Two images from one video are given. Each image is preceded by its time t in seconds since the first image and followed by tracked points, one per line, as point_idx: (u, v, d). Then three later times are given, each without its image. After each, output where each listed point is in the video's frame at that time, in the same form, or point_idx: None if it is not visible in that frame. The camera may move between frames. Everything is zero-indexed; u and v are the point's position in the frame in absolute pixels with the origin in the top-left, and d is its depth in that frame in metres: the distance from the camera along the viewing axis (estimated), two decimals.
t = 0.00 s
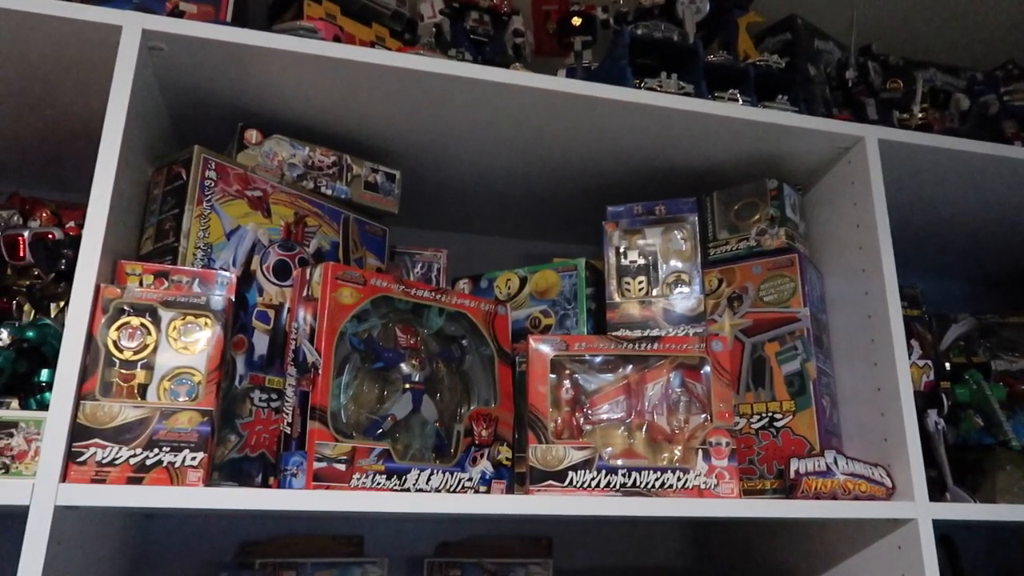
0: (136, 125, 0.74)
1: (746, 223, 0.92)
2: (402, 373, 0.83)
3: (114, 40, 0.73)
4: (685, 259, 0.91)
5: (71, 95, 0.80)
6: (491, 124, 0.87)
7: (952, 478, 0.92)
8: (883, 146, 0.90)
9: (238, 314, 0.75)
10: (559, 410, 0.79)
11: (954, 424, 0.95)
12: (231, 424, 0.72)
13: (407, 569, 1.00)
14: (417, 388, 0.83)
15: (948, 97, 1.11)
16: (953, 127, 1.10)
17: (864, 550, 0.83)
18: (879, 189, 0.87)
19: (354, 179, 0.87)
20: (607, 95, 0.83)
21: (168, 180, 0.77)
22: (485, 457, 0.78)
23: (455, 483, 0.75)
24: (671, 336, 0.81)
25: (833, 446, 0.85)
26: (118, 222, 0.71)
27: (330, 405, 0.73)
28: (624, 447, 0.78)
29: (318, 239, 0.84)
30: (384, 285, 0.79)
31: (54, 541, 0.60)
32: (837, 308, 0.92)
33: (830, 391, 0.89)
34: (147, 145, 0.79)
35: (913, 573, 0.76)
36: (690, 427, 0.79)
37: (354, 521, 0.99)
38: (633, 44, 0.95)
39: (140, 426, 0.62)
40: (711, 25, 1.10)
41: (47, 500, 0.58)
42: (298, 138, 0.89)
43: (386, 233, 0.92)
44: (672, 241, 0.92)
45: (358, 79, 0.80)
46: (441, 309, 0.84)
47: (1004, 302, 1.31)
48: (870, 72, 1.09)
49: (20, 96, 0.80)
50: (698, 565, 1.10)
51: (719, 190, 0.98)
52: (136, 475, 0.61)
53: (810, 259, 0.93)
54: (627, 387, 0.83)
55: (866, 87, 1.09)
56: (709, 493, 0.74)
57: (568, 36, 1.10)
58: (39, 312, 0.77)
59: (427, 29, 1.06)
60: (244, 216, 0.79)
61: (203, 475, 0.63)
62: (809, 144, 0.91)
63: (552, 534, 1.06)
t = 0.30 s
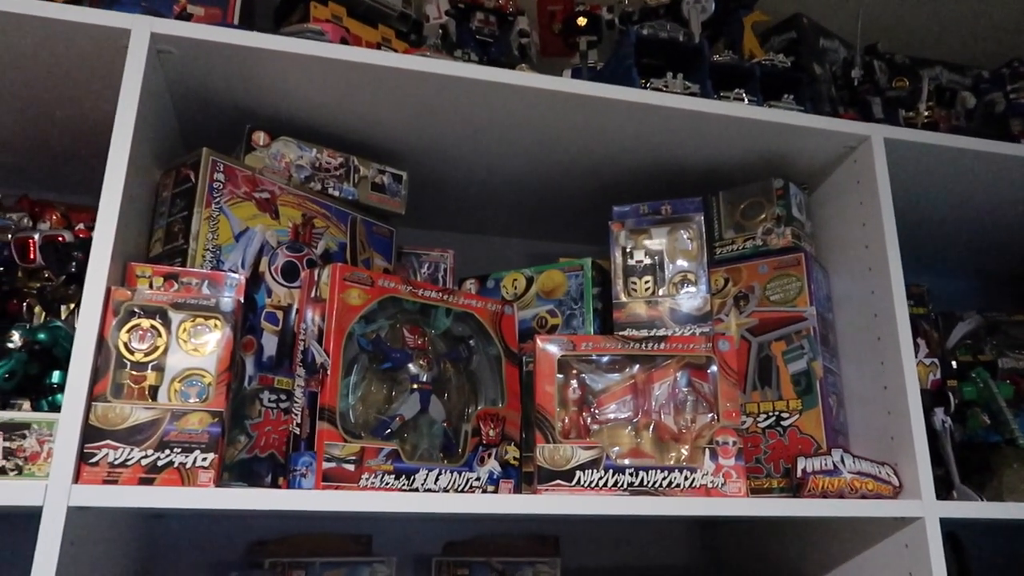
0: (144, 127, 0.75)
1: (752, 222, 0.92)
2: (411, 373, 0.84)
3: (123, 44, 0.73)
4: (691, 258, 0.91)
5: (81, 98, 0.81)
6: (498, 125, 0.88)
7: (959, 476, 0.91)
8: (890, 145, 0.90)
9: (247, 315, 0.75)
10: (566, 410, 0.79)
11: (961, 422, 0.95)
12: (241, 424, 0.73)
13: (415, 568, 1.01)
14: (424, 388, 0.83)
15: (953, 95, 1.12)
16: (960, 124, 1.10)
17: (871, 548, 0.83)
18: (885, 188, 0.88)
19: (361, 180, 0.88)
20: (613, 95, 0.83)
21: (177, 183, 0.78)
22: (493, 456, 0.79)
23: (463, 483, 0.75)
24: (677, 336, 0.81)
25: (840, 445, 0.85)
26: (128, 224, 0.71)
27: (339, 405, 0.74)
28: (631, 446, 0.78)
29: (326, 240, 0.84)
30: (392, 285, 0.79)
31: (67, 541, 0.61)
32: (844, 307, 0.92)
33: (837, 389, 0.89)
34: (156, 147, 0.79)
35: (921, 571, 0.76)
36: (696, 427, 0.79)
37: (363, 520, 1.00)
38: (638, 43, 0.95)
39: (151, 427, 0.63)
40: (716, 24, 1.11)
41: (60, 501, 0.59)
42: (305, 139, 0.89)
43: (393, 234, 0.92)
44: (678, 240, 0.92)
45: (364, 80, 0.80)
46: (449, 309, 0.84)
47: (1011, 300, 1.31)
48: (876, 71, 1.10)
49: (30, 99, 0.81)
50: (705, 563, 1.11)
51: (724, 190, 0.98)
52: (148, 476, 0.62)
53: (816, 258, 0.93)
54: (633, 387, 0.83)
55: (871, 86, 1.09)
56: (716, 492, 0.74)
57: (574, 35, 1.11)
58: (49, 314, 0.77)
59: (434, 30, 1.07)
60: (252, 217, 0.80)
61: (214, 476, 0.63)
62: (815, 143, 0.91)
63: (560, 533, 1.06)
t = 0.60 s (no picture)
0: (155, 135, 0.75)
1: (757, 225, 0.92)
2: (418, 377, 0.85)
3: (134, 53, 0.74)
4: (695, 261, 0.91)
5: (92, 106, 0.82)
6: (503, 130, 0.88)
7: (964, 476, 0.92)
8: (893, 147, 0.91)
9: (257, 320, 0.77)
10: (573, 412, 0.80)
11: (966, 423, 0.96)
12: (251, 428, 0.74)
13: (422, 569, 1.02)
14: (432, 391, 0.84)
15: (957, 96, 1.11)
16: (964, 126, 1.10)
17: (876, 549, 0.84)
18: (888, 191, 0.88)
19: (369, 184, 0.88)
20: (618, 100, 0.84)
21: (188, 189, 0.79)
22: (501, 459, 0.79)
23: (470, 484, 0.76)
24: (683, 338, 0.82)
25: (845, 446, 0.86)
26: (139, 231, 0.72)
27: (348, 408, 0.75)
28: (637, 448, 0.79)
29: (334, 245, 0.85)
30: (400, 290, 0.80)
31: (82, 544, 0.61)
32: (848, 309, 0.92)
33: (842, 391, 0.89)
34: (166, 154, 0.80)
35: (926, 572, 0.77)
36: (703, 428, 0.80)
37: (371, 522, 1.01)
38: (643, 48, 0.95)
39: (164, 431, 0.64)
40: (720, 28, 1.11)
41: (76, 504, 0.59)
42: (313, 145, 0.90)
43: (400, 238, 0.93)
44: (682, 243, 0.93)
45: (371, 87, 0.81)
46: (456, 313, 0.85)
47: (1015, 301, 1.31)
48: (880, 74, 1.10)
49: (42, 107, 0.82)
50: (711, 564, 1.11)
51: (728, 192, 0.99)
52: (161, 479, 0.63)
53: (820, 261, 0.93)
54: (640, 389, 0.84)
55: (875, 88, 1.10)
56: (722, 494, 0.75)
57: (578, 40, 1.11)
58: (62, 319, 0.79)
59: (440, 36, 1.08)
60: (261, 223, 0.80)
61: (226, 479, 0.64)
62: (819, 146, 0.92)
63: (566, 535, 1.07)
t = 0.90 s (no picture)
0: (164, 145, 0.77)
1: (758, 231, 0.93)
2: (423, 383, 0.86)
3: (143, 65, 0.75)
4: (698, 267, 0.92)
5: (102, 117, 0.83)
6: (506, 138, 0.90)
7: (966, 480, 0.92)
8: (894, 153, 0.92)
9: (264, 327, 0.78)
10: (576, 417, 0.81)
11: (968, 427, 0.96)
12: (259, 434, 0.75)
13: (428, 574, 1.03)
14: (437, 397, 0.85)
15: (958, 101, 1.10)
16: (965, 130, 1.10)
17: (878, 552, 0.84)
18: (889, 197, 0.89)
19: (374, 193, 0.90)
20: (619, 108, 0.85)
21: (195, 199, 0.80)
22: (505, 464, 0.80)
23: (475, 490, 0.77)
24: (685, 344, 0.83)
25: (847, 450, 0.86)
26: (148, 240, 0.73)
27: (354, 414, 0.76)
28: (640, 453, 0.80)
29: (340, 252, 0.86)
30: (405, 297, 0.81)
31: (94, 549, 0.62)
32: (850, 314, 0.93)
33: (843, 395, 0.90)
34: (174, 164, 0.81)
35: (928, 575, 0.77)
36: (705, 433, 0.80)
37: (377, 527, 1.02)
38: (645, 56, 0.96)
39: (174, 437, 0.65)
40: (720, 35, 1.11)
41: (87, 510, 0.60)
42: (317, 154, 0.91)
43: (405, 246, 0.94)
44: (684, 249, 0.94)
45: (376, 97, 0.82)
46: (461, 319, 0.86)
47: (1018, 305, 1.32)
48: (880, 80, 1.10)
49: (52, 119, 0.83)
50: (715, 568, 1.12)
51: (729, 199, 0.99)
52: (171, 485, 0.64)
53: (822, 266, 0.94)
54: (642, 395, 0.85)
55: (875, 94, 1.09)
56: (725, 498, 0.75)
57: (581, 48, 1.12)
58: (73, 327, 0.80)
59: (443, 45, 1.08)
60: (268, 232, 0.81)
61: (234, 484, 0.65)
62: (819, 153, 0.92)
63: (571, 539, 1.07)
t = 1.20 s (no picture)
0: (172, 155, 0.78)
1: (759, 239, 0.94)
2: (428, 390, 0.86)
3: (151, 77, 0.76)
4: (699, 274, 0.93)
5: (110, 127, 0.84)
6: (509, 148, 0.91)
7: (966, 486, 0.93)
8: (893, 162, 0.93)
9: (270, 335, 0.79)
10: (580, 424, 0.82)
11: (968, 433, 0.97)
12: (266, 441, 0.76)
13: None
14: (442, 404, 0.85)
15: (956, 110, 1.12)
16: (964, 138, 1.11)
17: (879, 559, 0.85)
18: (888, 206, 0.90)
19: (379, 203, 0.91)
20: (622, 119, 0.86)
21: (203, 208, 0.81)
22: (509, 470, 0.81)
23: (480, 496, 0.78)
24: (687, 351, 0.83)
25: (848, 457, 0.87)
26: (156, 250, 0.74)
27: (360, 421, 0.77)
28: (643, 459, 0.80)
29: (345, 261, 0.87)
30: (409, 305, 0.82)
31: (104, 555, 0.63)
32: (850, 321, 0.94)
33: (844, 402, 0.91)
34: (182, 174, 0.82)
35: None
36: (707, 440, 0.81)
37: (381, 533, 1.02)
38: (646, 66, 0.97)
39: (182, 445, 0.66)
40: (721, 44, 1.12)
41: (97, 517, 0.61)
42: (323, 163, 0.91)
43: (409, 254, 0.95)
44: (686, 257, 0.95)
45: (381, 107, 0.83)
46: (465, 327, 0.87)
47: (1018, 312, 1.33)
48: (879, 90, 1.11)
49: (61, 129, 0.84)
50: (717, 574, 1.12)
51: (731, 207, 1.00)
52: (179, 492, 0.65)
53: (822, 274, 0.95)
54: (645, 402, 0.86)
55: (875, 104, 1.10)
56: (727, 504, 0.76)
57: (583, 58, 1.14)
58: (81, 336, 0.80)
59: (447, 55, 1.10)
60: (274, 241, 0.82)
61: (242, 491, 0.66)
62: (820, 162, 0.93)
63: (574, 546, 1.08)
